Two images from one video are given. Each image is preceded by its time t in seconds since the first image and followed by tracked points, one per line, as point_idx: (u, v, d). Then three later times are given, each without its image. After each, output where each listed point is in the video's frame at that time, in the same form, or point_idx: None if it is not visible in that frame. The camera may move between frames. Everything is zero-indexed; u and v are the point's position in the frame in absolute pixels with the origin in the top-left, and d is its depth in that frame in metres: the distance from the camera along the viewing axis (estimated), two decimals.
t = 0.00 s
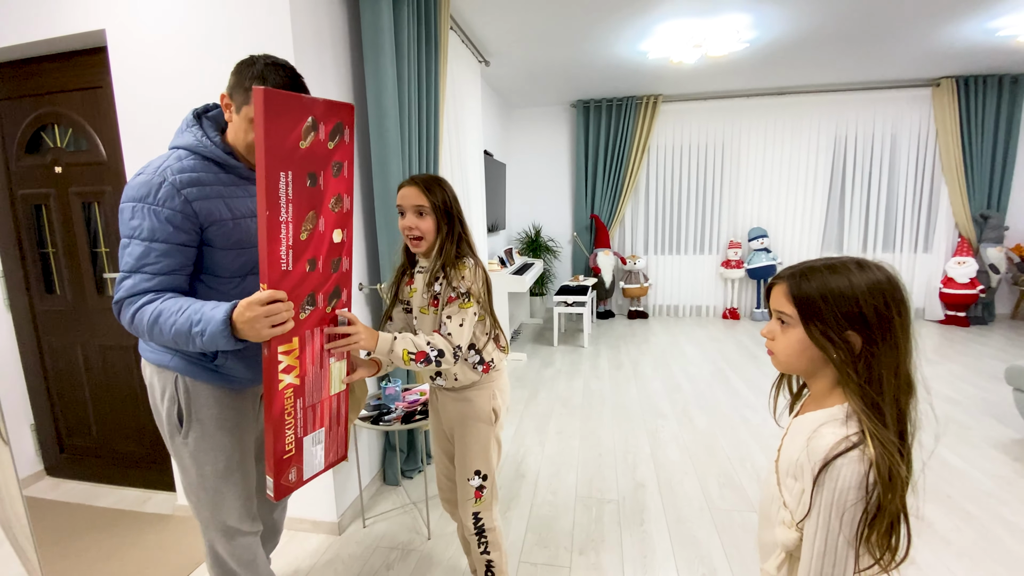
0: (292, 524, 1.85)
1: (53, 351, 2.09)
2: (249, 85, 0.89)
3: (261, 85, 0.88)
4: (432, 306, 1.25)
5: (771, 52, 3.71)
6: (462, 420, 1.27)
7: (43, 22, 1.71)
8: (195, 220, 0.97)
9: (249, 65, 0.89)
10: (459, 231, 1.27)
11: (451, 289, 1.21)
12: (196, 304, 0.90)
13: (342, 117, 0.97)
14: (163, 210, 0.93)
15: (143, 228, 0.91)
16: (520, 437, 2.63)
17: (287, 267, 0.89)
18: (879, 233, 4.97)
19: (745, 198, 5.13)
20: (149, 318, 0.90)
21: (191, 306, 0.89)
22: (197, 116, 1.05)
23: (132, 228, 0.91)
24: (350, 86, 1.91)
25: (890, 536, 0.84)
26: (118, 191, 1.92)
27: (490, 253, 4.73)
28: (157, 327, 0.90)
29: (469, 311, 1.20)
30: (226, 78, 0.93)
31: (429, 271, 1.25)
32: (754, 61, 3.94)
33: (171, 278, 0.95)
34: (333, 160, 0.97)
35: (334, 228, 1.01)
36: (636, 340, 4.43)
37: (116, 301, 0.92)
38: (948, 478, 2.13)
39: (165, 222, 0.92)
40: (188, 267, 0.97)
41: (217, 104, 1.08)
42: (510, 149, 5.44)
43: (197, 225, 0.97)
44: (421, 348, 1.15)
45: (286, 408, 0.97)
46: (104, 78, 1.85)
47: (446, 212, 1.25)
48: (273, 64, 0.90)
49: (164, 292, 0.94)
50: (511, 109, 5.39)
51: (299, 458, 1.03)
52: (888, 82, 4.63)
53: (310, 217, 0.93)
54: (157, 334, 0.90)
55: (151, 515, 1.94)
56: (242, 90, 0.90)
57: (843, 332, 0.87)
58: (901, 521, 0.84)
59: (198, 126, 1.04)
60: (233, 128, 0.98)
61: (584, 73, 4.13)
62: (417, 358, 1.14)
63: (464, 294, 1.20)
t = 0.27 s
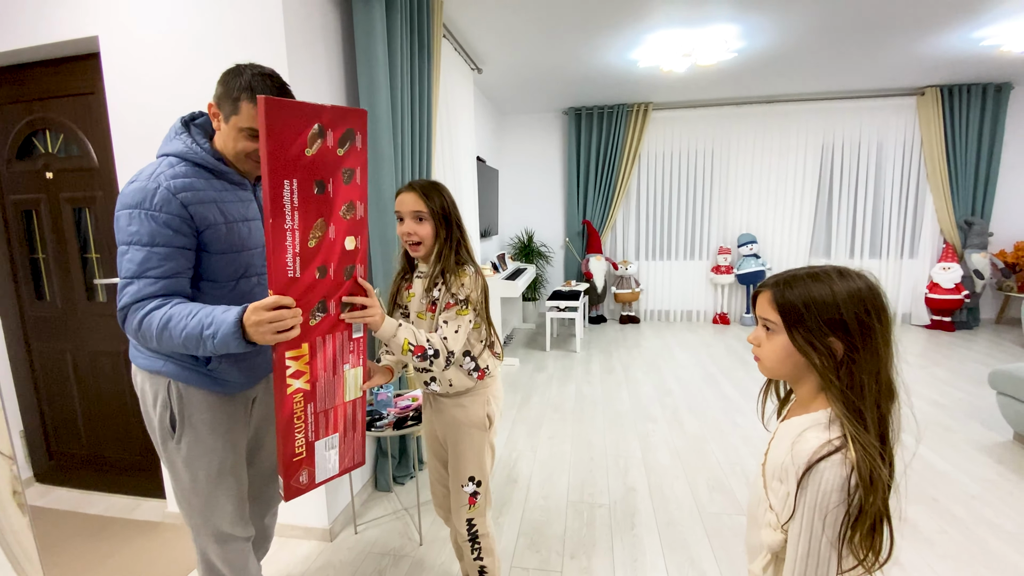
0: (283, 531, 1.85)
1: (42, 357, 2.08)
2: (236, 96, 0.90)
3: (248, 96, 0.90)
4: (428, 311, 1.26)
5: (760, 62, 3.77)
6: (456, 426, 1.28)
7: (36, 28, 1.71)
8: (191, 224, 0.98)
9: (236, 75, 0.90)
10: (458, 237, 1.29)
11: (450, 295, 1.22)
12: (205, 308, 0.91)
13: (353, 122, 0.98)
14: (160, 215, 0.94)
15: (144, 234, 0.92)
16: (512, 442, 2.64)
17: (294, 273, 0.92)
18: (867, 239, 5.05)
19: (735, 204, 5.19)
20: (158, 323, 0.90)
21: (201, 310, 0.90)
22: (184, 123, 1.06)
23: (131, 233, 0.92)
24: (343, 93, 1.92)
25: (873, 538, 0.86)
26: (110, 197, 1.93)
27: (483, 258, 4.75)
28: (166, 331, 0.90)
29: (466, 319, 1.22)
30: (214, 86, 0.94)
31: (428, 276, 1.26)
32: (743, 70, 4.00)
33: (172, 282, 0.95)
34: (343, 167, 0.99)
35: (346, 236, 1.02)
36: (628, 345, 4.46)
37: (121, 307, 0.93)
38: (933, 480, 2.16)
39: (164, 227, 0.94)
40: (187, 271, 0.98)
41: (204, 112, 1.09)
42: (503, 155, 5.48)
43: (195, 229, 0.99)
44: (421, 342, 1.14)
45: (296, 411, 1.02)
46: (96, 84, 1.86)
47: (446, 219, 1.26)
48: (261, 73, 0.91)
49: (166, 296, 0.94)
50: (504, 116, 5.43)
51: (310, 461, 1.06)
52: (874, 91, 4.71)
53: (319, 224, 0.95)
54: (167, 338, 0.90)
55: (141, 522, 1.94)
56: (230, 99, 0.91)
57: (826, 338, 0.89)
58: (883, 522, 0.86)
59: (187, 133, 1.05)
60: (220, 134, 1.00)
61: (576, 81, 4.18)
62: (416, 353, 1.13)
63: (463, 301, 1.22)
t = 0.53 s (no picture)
0: (276, 537, 1.84)
1: (33, 361, 2.06)
2: (229, 101, 0.92)
3: (240, 100, 0.92)
4: (426, 317, 1.25)
5: (752, 68, 3.81)
6: (456, 434, 1.27)
7: (30, 31, 1.71)
8: (182, 224, 0.98)
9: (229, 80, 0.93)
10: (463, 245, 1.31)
11: (454, 301, 1.21)
12: (193, 310, 0.90)
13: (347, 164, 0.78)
14: (152, 214, 0.94)
15: (135, 232, 0.92)
16: (507, 446, 2.64)
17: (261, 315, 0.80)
18: (858, 243, 5.10)
19: (728, 208, 5.23)
20: (145, 323, 0.90)
21: (186, 312, 0.90)
22: (178, 128, 1.07)
23: (122, 232, 0.92)
24: (338, 98, 1.93)
25: (867, 542, 0.86)
26: (103, 200, 1.92)
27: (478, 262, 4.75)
28: (154, 330, 0.90)
29: (469, 325, 1.21)
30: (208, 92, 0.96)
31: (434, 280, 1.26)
32: (736, 76, 4.03)
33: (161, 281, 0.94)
34: (332, 219, 0.80)
35: (332, 293, 0.85)
36: (623, 349, 4.47)
37: (109, 306, 0.92)
38: (924, 483, 2.18)
39: (156, 226, 0.94)
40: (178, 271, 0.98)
41: (197, 118, 1.11)
42: (498, 159, 5.49)
43: (187, 229, 0.99)
44: (428, 362, 1.13)
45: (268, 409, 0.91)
46: (90, 87, 1.85)
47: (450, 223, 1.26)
48: (254, 80, 0.94)
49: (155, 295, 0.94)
50: (499, 121, 5.45)
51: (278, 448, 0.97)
52: (865, 97, 4.77)
53: (293, 271, 0.80)
54: (153, 338, 0.90)
55: (132, 528, 1.92)
56: (223, 104, 0.93)
57: (821, 343, 0.90)
58: (877, 526, 0.87)
59: (180, 137, 1.05)
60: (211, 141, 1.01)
61: (571, 86, 4.21)
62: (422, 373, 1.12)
63: (466, 306, 1.21)
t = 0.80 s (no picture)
0: (272, 540, 1.83)
1: (27, 362, 2.05)
2: (227, 107, 0.96)
3: (238, 106, 0.96)
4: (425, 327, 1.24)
5: (749, 72, 3.83)
6: (462, 443, 1.26)
7: (27, 31, 1.70)
8: (176, 227, 0.99)
9: (230, 89, 0.97)
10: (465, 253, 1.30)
11: (454, 311, 1.19)
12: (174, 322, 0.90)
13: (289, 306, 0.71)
14: (147, 216, 0.94)
15: (128, 233, 0.92)
16: (505, 449, 2.63)
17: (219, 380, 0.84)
18: (854, 246, 5.12)
19: (725, 211, 5.25)
20: (126, 327, 0.90)
21: (167, 326, 0.89)
22: (181, 132, 1.06)
23: (115, 232, 0.92)
24: (336, 100, 1.93)
25: (865, 545, 0.86)
26: (99, 202, 1.91)
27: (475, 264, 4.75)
28: (133, 337, 0.90)
29: (469, 335, 1.19)
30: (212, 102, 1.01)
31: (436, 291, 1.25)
32: (733, 80, 4.05)
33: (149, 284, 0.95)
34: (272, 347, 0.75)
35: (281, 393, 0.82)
36: (620, 351, 4.47)
37: (98, 304, 0.93)
38: (921, 485, 2.18)
39: (149, 228, 0.94)
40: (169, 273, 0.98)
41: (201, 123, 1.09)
42: (496, 162, 5.50)
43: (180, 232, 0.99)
44: (421, 390, 1.11)
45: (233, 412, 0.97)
46: (86, 88, 1.84)
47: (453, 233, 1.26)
48: (253, 88, 0.98)
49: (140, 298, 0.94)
50: (497, 123, 5.45)
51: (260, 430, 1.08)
52: (860, 101, 4.80)
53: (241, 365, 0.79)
54: (132, 345, 0.90)
55: (126, 532, 1.90)
56: (222, 110, 0.97)
57: (820, 346, 0.90)
58: (876, 529, 0.87)
59: (182, 142, 1.05)
60: (213, 149, 1.05)
61: (569, 89, 4.22)
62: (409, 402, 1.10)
63: (466, 317, 1.19)
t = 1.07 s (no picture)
0: (270, 540, 1.82)
1: (24, 362, 2.04)
2: (219, 120, 0.96)
3: (229, 119, 0.95)
4: (422, 324, 1.25)
5: (748, 73, 3.83)
6: (452, 437, 1.26)
7: (25, 30, 1.70)
8: (167, 234, 0.99)
9: (223, 102, 0.97)
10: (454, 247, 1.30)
11: (458, 311, 1.22)
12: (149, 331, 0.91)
13: (183, 375, 0.78)
14: (138, 223, 0.95)
15: (116, 239, 0.93)
16: (504, 449, 2.63)
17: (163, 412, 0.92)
18: (853, 247, 5.13)
19: (724, 211, 5.25)
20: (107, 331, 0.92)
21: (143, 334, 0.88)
22: (180, 137, 1.07)
23: (104, 237, 0.93)
24: (335, 100, 1.92)
25: (864, 546, 0.86)
26: (98, 201, 1.90)
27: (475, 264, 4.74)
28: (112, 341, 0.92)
29: (474, 333, 1.23)
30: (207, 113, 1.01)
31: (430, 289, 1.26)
32: (732, 80, 4.05)
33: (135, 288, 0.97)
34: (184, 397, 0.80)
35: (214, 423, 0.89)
36: (619, 351, 4.47)
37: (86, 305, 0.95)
38: (920, 486, 2.19)
39: (138, 235, 0.94)
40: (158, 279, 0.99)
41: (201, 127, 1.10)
42: (495, 162, 5.50)
43: (171, 240, 1.00)
44: (445, 395, 1.15)
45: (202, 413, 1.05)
46: (85, 86, 1.84)
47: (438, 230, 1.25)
48: (245, 101, 0.97)
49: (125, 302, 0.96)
50: (497, 123, 5.45)
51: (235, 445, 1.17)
52: (860, 101, 4.80)
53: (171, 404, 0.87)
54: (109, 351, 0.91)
55: (124, 532, 1.90)
56: (214, 123, 0.97)
57: (819, 348, 0.90)
58: (875, 530, 0.87)
59: (181, 147, 1.06)
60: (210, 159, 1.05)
61: (568, 89, 4.21)
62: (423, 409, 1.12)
63: (469, 316, 1.23)
